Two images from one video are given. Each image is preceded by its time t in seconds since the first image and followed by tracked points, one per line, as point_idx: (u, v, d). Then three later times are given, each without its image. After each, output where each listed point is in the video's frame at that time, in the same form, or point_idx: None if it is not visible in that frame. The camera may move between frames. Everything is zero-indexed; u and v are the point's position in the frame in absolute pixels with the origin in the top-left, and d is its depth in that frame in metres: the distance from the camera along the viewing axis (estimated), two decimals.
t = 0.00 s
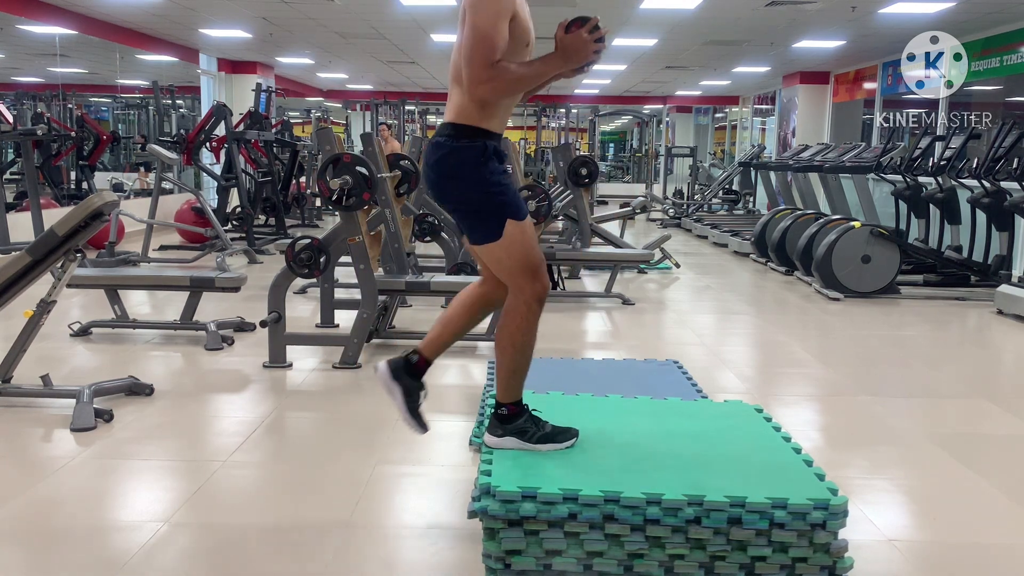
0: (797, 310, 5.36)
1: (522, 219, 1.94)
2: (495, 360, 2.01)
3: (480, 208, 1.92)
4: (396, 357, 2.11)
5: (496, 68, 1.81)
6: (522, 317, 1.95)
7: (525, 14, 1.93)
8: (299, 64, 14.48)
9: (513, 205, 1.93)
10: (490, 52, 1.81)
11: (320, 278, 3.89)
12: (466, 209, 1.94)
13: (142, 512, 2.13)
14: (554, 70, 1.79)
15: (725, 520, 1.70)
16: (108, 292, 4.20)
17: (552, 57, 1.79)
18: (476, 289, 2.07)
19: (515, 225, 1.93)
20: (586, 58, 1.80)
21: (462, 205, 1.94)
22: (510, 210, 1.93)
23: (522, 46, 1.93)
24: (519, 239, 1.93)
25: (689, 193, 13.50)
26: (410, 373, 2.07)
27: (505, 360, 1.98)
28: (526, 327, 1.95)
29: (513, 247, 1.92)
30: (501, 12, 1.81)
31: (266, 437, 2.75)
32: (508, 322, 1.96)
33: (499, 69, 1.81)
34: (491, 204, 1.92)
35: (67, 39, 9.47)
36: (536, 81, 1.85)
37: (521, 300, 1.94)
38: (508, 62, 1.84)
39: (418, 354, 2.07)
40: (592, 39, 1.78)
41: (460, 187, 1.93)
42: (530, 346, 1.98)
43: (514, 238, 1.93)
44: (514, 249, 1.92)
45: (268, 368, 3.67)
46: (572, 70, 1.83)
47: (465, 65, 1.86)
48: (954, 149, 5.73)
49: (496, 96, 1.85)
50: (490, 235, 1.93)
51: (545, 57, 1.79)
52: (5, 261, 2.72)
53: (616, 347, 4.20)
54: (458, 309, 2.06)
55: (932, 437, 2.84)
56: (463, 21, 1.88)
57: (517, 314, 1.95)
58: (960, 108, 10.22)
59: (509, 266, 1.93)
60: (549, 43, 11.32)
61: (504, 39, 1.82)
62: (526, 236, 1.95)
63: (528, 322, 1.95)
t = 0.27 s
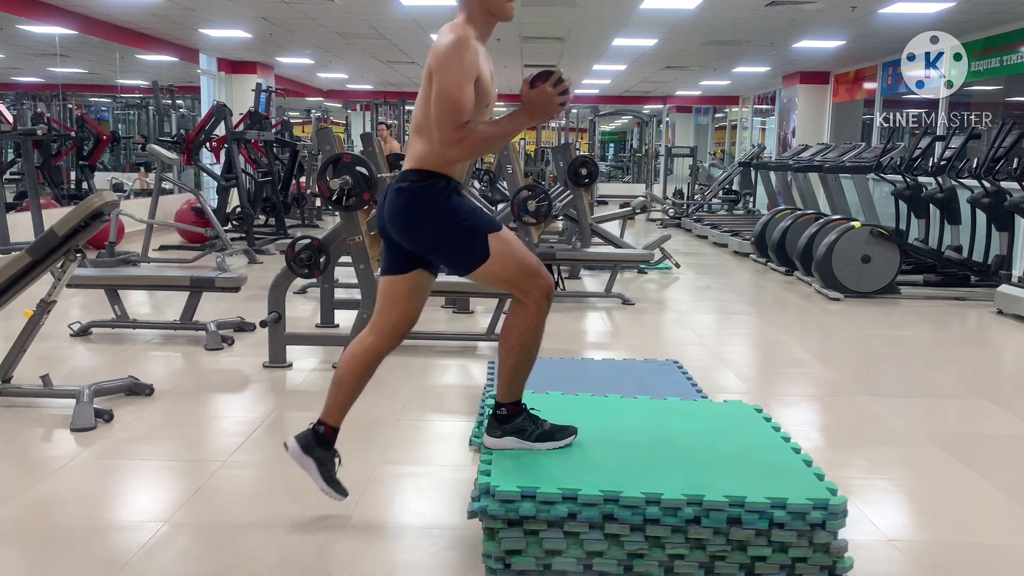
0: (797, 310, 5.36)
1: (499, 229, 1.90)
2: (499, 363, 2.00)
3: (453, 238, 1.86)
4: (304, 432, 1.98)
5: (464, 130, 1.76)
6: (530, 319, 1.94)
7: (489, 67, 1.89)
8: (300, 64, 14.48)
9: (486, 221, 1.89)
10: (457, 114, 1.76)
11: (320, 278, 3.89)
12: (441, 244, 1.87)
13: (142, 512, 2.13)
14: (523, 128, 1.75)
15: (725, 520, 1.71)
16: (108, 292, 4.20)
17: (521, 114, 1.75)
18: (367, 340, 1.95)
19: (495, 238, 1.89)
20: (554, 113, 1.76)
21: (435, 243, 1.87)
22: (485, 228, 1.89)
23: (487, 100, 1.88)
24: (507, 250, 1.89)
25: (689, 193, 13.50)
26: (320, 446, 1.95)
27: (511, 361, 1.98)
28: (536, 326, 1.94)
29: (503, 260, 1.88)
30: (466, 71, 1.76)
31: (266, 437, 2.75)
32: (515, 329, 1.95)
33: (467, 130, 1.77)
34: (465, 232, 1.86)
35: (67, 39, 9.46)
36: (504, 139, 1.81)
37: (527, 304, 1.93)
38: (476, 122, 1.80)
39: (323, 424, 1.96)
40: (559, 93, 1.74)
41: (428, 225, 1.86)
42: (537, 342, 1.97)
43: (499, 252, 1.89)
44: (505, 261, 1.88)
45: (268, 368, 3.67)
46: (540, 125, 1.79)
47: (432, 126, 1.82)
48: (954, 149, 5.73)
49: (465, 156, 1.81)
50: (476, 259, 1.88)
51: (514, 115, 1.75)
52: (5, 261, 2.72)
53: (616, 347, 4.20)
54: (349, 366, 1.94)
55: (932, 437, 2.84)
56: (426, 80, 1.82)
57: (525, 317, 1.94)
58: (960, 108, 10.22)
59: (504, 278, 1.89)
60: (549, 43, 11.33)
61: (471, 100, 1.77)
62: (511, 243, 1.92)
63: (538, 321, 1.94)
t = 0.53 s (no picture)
0: (797, 310, 5.36)
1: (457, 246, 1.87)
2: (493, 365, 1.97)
3: (412, 271, 1.83)
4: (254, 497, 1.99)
5: (379, 181, 1.73)
6: (515, 310, 1.89)
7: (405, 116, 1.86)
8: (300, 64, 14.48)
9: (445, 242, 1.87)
10: (371, 167, 1.73)
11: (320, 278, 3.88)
12: (404, 280, 1.83)
13: (143, 512, 2.13)
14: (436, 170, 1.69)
15: (725, 520, 1.71)
16: (108, 292, 4.19)
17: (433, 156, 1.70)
18: (320, 394, 1.88)
19: (457, 252, 1.86)
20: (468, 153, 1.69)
21: (396, 284, 1.83)
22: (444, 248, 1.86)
23: (406, 151, 1.85)
24: (474, 258, 1.86)
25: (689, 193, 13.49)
26: (273, 500, 1.99)
27: (504, 354, 1.93)
28: (523, 316, 1.90)
29: (472, 270, 1.85)
30: (374, 124, 1.73)
31: (266, 436, 2.75)
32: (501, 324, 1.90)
33: (383, 180, 1.73)
34: (425, 260, 1.83)
35: (67, 39, 9.45)
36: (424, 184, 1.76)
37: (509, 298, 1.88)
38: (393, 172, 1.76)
39: (271, 481, 1.97)
40: (470, 133, 1.67)
41: (385, 267, 1.82)
42: (527, 331, 1.93)
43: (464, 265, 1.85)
44: (474, 269, 1.85)
45: (268, 368, 3.67)
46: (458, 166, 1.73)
47: (353, 185, 1.80)
48: (954, 149, 5.73)
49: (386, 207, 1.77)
50: (444, 279, 1.84)
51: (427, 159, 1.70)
52: (5, 261, 2.72)
53: (616, 347, 4.20)
54: (302, 419, 1.89)
55: (932, 437, 2.84)
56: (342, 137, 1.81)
57: (509, 311, 1.89)
58: (960, 108, 10.22)
59: (478, 284, 1.86)
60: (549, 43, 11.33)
61: (383, 152, 1.74)
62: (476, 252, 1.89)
63: (523, 311, 1.90)
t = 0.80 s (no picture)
0: (797, 310, 5.36)
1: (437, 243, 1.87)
2: (488, 366, 1.94)
3: (394, 269, 1.82)
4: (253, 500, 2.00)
5: (332, 181, 1.73)
6: (499, 307, 1.87)
7: (354, 116, 1.87)
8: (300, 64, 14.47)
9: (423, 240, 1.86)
10: (323, 166, 1.73)
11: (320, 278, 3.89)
12: (386, 279, 1.82)
13: (143, 512, 2.13)
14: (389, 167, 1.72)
15: (725, 520, 1.70)
16: (108, 292, 4.19)
17: (384, 152, 1.72)
18: (315, 397, 1.88)
19: (437, 250, 1.85)
20: (418, 147, 1.74)
21: (378, 282, 1.83)
22: (423, 246, 1.85)
23: (360, 147, 1.85)
24: (455, 255, 1.85)
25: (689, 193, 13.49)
26: (273, 505, 1.99)
27: (495, 352, 1.90)
28: (506, 314, 1.88)
29: (453, 267, 1.84)
30: (323, 124, 1.74)
31: (266, 437, 2.75)
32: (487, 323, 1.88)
33: (336, 180, 1.74)
34: (404, 258, 1.82)
35: (67, 39, 9.45)
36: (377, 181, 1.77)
37: (492, 295, 1.87)
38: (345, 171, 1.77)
39: (268, 486, 1.97)
40: (419, 129, 1.72)
41: (366, 265, 1.82)
42: (514, 330, 1.90)
43: (445, 262, 1.85)
44: (455, 266, 1.84)
45: (268, 368, 3.67)
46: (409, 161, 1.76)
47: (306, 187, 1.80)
48: (954, 149, 5.73)
49: (340, 207, 1.77)
50: (425, 276, 1.83)
51: (380, 155, 1.72)
52: (5, 261, 2.72)
53: (616, 347, 4.20)
54: (299, 424, 1.89)
55: (933, 438, 2.84)
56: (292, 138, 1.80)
57: (494, 309, 1.87)
58: (960, 108, 10.22)
59: (460, 281, 1.85)
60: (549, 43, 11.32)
61: (334, 152, 1.74)
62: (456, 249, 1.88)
63: (507, 309, 1.88)
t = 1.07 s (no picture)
0: (797, 310, 5.36)
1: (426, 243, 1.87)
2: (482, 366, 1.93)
3: (384, 269, 1.82)
4: (253, 501, 2.00)
5: (320, 178, 1.73)
6: (490, 308, 1.86)
7: (342, 113, 1.87)
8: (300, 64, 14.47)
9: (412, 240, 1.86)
10: (311, 164, 1.73)
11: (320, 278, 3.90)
12: (375, 278, 1.82)
13: (143, 512, 2.13)
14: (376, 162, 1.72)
15: (725, 520, 1.70)
16: (108, 292, 4.19)
17: (372, 148, 1.72)
18: (309, 395, 1.89)
19: (426, 250, 1.85)
20: (406, 142, 1.74)
21: (368, 282, 1.83)
22: (413, 246, 1.85)
23: (347, 144, 1.85)
24: (444, 255, 1.85)
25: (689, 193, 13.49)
26: (272, 505, 1.99)
27: (489, 352, 1.89)
28: (498, 314, 1.86)
29: (443, 267, 1.84)
30: (309, 122, 1.74)
31: (266, 437, 2.75)
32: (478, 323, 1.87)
33: (324, 177, 1.73)
34: (394, 257, 1.82)
35: (67, 39, 9.45)
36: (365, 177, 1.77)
37: (482, 296, 1.86)
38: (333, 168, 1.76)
39: (267, 486, 1.97)
40: (407, 123, 1.72)
41: (356, 264, 1.82)
42: (507, 329, 1.89)
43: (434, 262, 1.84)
44: (444, 265, 1.84)
45: (268, 368, 3.67)
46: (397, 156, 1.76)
47: (294, 186, 1.79)
48: (954, 149, 5.72)
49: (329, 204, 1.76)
50: (415, 276, 1.83)
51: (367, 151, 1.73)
52: (6, 261, 2.72)
53: (616, 347, 4.20)
54: (294, 423, 1.89)
55: (932, 438, 2.84)
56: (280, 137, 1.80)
57: (485, 310, 1.86)
58: (960, 108, 10.21)
59: (450, 281, 1.84)
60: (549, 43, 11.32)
61: (321, 149, 1.74)
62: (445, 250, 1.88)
63: (498, 310, 1.87)
